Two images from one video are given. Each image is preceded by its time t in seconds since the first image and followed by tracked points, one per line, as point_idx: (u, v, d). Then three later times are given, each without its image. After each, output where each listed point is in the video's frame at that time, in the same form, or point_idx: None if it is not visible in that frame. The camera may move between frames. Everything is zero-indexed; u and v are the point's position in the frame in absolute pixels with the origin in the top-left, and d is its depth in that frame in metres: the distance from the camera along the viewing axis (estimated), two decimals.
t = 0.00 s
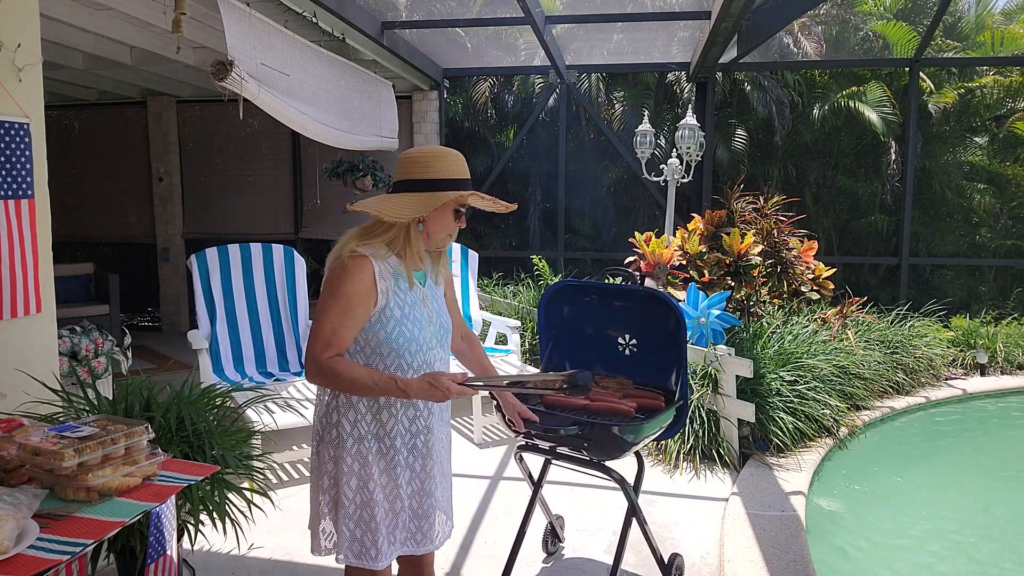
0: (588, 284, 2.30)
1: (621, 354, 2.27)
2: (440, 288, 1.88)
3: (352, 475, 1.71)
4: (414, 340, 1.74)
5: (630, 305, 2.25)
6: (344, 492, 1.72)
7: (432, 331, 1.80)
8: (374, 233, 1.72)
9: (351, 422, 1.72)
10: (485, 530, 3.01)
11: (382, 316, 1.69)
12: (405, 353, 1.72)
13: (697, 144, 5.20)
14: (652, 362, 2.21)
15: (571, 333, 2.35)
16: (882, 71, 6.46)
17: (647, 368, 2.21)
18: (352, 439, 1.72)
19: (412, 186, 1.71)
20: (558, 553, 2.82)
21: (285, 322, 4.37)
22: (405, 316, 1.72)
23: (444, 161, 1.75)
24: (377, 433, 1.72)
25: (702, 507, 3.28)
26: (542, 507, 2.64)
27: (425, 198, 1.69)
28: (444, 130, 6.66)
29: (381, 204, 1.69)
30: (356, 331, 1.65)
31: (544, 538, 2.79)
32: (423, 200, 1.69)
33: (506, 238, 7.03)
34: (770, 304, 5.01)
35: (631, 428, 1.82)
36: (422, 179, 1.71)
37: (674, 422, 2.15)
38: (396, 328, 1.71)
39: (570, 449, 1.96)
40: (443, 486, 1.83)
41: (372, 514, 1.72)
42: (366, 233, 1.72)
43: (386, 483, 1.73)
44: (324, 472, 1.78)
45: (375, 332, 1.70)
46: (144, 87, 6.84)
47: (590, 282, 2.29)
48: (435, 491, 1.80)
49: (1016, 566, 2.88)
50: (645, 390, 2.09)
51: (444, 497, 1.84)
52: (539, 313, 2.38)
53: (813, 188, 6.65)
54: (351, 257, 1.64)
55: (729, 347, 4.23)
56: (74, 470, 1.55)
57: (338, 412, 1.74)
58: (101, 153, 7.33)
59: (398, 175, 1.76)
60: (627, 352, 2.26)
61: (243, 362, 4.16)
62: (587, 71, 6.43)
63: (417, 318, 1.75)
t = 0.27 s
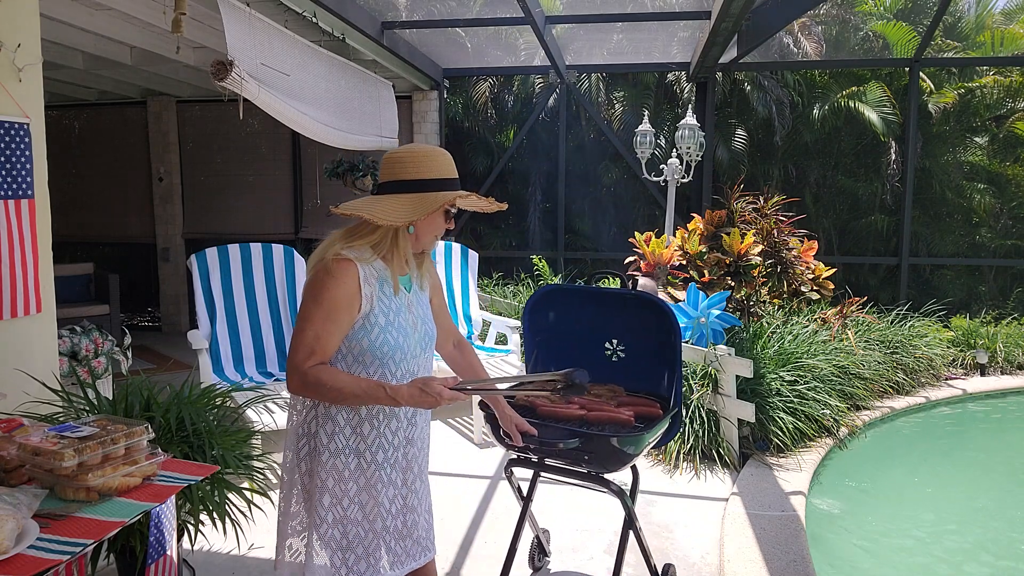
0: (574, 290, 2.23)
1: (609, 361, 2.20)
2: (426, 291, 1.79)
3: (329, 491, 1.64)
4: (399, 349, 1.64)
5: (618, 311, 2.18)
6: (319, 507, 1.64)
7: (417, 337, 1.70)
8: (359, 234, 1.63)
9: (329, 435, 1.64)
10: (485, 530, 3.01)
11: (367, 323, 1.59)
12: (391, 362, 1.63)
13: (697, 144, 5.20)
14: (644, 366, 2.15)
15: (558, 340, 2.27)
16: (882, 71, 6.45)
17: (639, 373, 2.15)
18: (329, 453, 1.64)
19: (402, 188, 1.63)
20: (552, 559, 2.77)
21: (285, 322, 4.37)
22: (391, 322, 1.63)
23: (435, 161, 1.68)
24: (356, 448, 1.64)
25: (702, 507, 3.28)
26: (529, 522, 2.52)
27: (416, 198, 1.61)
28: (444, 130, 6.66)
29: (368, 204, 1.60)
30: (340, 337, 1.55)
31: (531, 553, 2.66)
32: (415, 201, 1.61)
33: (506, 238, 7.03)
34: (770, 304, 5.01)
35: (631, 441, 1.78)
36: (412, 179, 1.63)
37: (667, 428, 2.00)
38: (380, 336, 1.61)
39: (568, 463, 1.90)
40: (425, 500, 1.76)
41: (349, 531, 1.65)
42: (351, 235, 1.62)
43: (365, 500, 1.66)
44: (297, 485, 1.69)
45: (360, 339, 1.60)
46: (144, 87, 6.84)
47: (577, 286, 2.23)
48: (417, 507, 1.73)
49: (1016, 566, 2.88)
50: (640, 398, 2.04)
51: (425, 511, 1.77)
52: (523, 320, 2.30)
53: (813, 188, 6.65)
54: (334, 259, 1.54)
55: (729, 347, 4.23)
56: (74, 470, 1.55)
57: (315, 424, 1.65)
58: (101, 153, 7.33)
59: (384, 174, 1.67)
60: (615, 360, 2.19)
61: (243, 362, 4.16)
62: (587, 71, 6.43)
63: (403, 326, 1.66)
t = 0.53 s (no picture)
0: (569, 291, 2.22)
1: (604, 364, 2.20)
2: (428, 292, 1.79)
3: (333, 496, 1.63)
4: (399, 354, 1.64)
5: (613, 313, 2.18)
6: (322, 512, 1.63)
7: (418, 341, 1.70)
8: (359, 236, 1.61)
9: (333, 439, 1.63)
10: (485, 530, 3.02)
11: (368, 328, 1.59)
12: (391, 366, 1.62)
13: (697, 144, 5.20)
14: (638, 366, 2.15)
15: (552, 344, 2.25)
16: (882, 71, 6.45)
17: (635, 373, 2.15)
18: (333, 457, 1.63)
19: (398, 186, 1.62)
20: (553, 560, 2.77)
21: (285, 322, 4.37)
22: (391, 326, 1.62)
23: (435, 159, 1.67)
24: (361, 451, 1.63)
25: (702, 507, 3.28)
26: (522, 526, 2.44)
27: (417, 198, 1.60)
28: (444, 130, 6.66)
29: (368, 205, 1.59)
30: (340, 343, 1.54)
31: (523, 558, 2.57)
32: (415, 200, 1.60)
33: (506, 238, 7.02)
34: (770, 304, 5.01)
35: (630, 444, 1.75)
36: (412, 178, 1.63)
37: (664, 427, 1.97)
38: (381, 341, 1.60)
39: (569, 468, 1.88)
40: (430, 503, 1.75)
41: (353, 536, 1.65)
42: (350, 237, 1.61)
43: (370, 504, 1.65)
44: (300, 489, 1.68)
45: (360, 344, 1.60)
46: (144, 87, 6.84)
47: (569, 288, 2.23)
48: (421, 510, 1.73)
49: (1016, 566, 2.88)
50: (636, 400, 2.06)
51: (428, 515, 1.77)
52: (516, 322, 2.27)
53: (813, 188, 6.65)
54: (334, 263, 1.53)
55: (729, 346, 4.23)
56: (74, 470, 1.55)
57: (319, 427, 1.64)
58: (101, 153, 7.33)
59: (383, 174, 1.66)
60: (609, 362, 2.19)
61: (243, 362, 4.16)
62: (587, 71, 6.43)
63: (403, 330, 1.65)
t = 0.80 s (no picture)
0: (569, 291, 2.22)
1: (604, 364, 2.20)
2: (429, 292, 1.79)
3: (330, 498, 1.63)
4: (401, 356, 1.64)
5: (613, 313, 2.19)
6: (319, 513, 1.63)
7: (418, 342, 1.70)
8: (361, 236, 1.61)
9: (331, 441, 1.62)
10: (485, 530, 3.02)
11: (369, 330, 1.59)
12: (392, 368, 1.62)
13: (696, 144, 5.21)
14: (638, 366, 2.16)
15: (553, 343, 2.25)
16: (882, 71, 6.45)
17: (635, 374, 2.16)
18: (331, 459, 1.63)
19: (400, 185, 1.62)
20: (552, 560, 2.77)
21: (285, 322, 4.37)
22: (392, 328, 1.62)
23: (436, 157, 1.67)
24: (359, 454, 1.63)
25: (702, 507, 3.28)
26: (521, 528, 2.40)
27: (420, 196, 1.60)
28: (444, 130, 6.66)
29: (370, 204, 1.59)
30: (341, 346, 1.54)
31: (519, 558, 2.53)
32: (418, 199, 1.60)
33: (506, 238, 7.03)
34: (770, 304, 5.01)
35: (636, 442, 1.76)
36: (413, 176, 1.62)
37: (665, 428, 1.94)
38: (382, 343, 1.61)
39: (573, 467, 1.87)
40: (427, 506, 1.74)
41: (349, 538, 1.64)
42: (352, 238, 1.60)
43: (367, 506, 1.65)
44: (300, 489, 1.69)
45: (361, 346, 1.60)
46: (144, 87, 6.84)
47: (570, 288, 2.22)
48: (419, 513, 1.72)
49: (1016, 566, 2.88)
50: (638, 399, 2.06)
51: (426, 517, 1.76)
52: (516, 321, 2.25)
53: (813, 188, 6.65)
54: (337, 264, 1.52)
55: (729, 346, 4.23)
56: (73, 470, 1.55)
57: (318, 429, 1.64)
58: (101, 153, 7.33)
59: (383, 172, 1.66)
60: (609, 362, 2.20)
61: (243, 362, 4.16)
62: (587, 71, 6.43)
63: (404, 332, 1.65)
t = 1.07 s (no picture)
0: (566, 293, 2.22)
1: (601, 365, 2.20)
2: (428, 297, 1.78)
3: (311, 501, 1.60)
4: (393, 360, 1.63)
5: (610, 314, 2.19)
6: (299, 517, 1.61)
7: (412, 348, 1.68)
8: (360, 235, 1.61)
9: (316, 443, 1.60)
10: (485, 530, 3.02)
11: (362, 331, 1.58)
12: (383, 371, 1.62)
13: (696, 144, 5.21)
14: (636, 368, 2.16)
15: (549, 346, 2.24)
16: (882, 71, 6.45)
17: (632, 375, 2.17)
18: (315, 462, 1.60)
19: (401, 184, 1.62)
20: (552, 560, 2.77)
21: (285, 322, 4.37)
22: (385, 331, 1.61)
23: (438, 157, 1.67)
24: (345, 458, 1.61)
25: (702, 507, 3.28)
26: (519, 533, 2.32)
27: (422, 195, 1.60)
28: (444, 130, 6.66)
29: (372, 204, 1.59)
30: (334, 346, 1.54)
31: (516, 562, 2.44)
32: (420, 198, 1.60)
33: (506, 238, 7.03)
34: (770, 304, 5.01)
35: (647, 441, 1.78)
36: (416, 176, 1.63)
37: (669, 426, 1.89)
38: (374, 345, 1.60)
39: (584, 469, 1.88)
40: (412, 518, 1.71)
41: (328, 544, 1.62)
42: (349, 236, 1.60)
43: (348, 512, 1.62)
44: (285, 490, 1.67)
45: (353, 347, 1.59)
46: (144, 87, 6.85)
47: (568, 289, 2.22)
48: (402, 525, 1.69)
49: (1016, 566, 2.88)
50: (639, 399, 2.06)
51: (409, 528, 1.73)
52: (512, 323, 2.23)
53: (813, 188, 6.65)
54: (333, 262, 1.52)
55: (729, 346, 4.23)
56: (73, 470, 1.55)
57: (304, 431, 1.62)
58: (101, 153, 7.33)
59: (387, 172, 1.65)
60: (607, 363, 2.19)
61: (243, 362, 4.15)
62: (587, 71, 6.43)
63: (397, 336, 1.64)
